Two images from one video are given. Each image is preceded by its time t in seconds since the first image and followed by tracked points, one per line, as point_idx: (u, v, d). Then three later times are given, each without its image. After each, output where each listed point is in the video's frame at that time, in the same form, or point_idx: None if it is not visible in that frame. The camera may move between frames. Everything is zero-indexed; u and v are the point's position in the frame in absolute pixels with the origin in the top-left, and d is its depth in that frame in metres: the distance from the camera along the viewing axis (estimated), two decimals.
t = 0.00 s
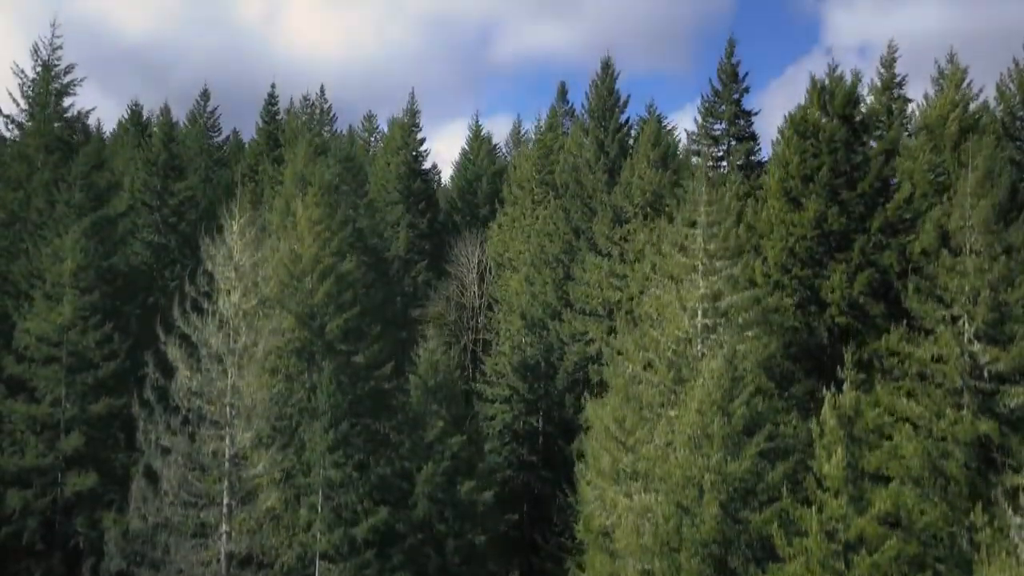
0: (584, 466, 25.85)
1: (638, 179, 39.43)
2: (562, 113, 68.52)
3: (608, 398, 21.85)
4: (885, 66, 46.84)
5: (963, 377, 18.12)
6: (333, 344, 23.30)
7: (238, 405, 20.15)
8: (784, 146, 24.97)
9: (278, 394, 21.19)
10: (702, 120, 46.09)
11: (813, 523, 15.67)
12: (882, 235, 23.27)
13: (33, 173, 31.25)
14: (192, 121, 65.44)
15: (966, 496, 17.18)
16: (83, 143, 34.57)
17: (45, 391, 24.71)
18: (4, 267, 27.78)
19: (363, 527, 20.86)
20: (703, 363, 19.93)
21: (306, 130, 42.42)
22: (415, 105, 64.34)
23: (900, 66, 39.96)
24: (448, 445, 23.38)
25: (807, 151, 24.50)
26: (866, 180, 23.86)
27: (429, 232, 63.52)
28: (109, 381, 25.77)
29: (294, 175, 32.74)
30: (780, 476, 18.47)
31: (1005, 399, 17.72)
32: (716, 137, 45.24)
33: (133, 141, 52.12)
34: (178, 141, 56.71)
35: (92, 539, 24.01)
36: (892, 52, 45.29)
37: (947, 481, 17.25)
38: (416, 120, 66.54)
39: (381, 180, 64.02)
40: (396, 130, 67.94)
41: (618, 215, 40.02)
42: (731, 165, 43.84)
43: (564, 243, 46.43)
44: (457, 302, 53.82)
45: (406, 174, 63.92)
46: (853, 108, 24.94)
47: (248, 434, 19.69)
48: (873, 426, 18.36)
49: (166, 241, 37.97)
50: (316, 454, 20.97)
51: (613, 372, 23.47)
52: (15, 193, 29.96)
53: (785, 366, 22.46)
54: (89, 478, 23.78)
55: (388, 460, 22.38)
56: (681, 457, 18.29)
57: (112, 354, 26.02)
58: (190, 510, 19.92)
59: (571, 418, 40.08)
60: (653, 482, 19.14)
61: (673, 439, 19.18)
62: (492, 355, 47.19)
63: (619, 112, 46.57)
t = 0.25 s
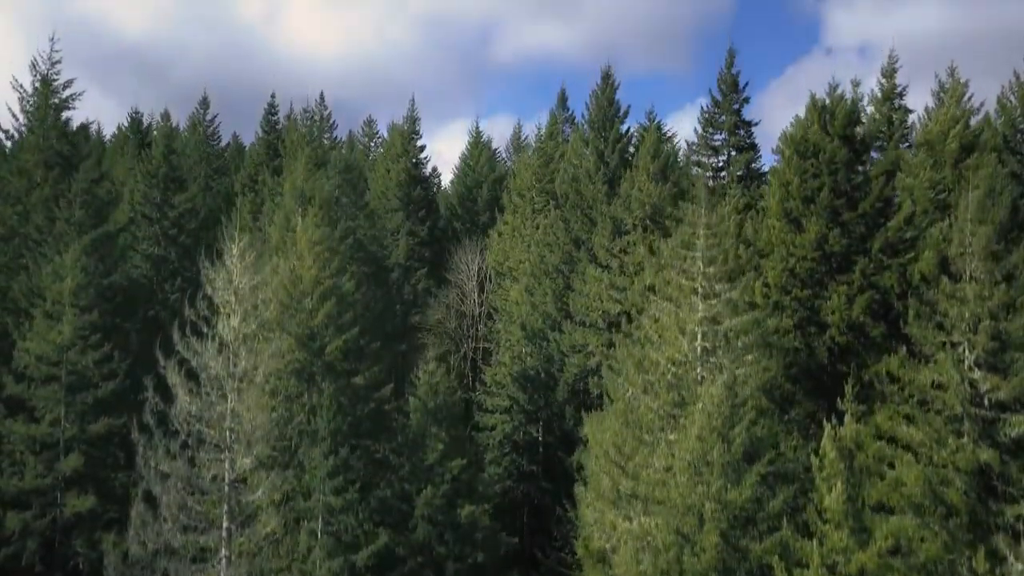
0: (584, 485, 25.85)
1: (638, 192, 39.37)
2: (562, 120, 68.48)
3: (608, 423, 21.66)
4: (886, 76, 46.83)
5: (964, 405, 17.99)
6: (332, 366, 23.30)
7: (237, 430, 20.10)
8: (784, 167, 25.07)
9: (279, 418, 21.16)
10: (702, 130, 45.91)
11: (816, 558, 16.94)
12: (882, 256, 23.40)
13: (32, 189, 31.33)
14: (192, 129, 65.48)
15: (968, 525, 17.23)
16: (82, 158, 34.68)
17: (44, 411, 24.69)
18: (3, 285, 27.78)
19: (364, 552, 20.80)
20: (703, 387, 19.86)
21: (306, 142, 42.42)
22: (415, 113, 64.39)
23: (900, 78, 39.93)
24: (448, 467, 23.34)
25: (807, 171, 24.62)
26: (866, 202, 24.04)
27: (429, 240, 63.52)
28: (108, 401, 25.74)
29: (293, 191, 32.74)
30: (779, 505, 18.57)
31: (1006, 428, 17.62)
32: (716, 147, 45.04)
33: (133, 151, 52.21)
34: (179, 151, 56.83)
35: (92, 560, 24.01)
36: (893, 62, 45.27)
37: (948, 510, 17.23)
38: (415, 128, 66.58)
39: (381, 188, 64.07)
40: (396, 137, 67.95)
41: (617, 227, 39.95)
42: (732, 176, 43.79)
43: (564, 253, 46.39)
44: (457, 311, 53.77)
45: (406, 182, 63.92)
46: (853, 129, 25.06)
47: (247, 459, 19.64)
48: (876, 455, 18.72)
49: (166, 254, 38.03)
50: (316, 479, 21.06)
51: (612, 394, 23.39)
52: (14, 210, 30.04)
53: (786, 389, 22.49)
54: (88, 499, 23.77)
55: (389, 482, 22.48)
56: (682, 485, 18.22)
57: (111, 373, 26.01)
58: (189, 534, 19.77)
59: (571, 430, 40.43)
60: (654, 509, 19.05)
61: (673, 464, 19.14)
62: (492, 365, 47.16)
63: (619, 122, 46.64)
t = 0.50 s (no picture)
0: (583, 506, 25.84)
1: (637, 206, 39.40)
2: (562, 127, 68.49)
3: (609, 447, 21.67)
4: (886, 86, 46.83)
5: (964, 434, 17.91)
6: (332, 389, 23.27)
7: (237, 457, 20.06)
8: (785, 188, 25.13)
9: (278, 444, 21.14)
10: (702, 141, 45.84)
11: None
12: (882, 278, 23.50)
13: (32, 205, 31.37)
14: (192, 137, 65.52)
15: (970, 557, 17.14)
16: (82, 173, 34.74)
17: (44, 433, 24.68)
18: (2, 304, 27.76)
19: None
20: (703, 413, 19.84)
21: (305, 155, 42.43)
22: (415, 121, 64.42)
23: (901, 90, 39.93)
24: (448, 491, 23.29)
25: (808, 192, 24.65)
26: (867, 223, 24.12)
27: (429, 248, 63.51)
28: (108, 421, 25.72)
29: (293, 207, 32.74)
30: (780, 535, 18.57)
31: (1007, 458, 17.54)
32: (716, 158, 44.95)
33: (132, 162, 52.27)
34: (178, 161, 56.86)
35: None
36: (893, 73, 45.25)
37: (948, 542, 17.18)
38: (415, 136, 66.63)
39: (381, 196, 64.11)
40: (396, 144, 67.98)
41: (617, 239, 39.97)
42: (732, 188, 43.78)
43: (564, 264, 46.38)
44: (457, 320, 53.78)
45: (406, 190, 63.94)
46: (854, 150, 25.14)
47: (247, 486, 19.61)
48: (874, 482, 18.67)
49: (166, 268, 38.06)
50: (316, 506, 21.07)
51: (613, 417, 23.38)
52: (13, 227, 30.10)
53: (786, 412, 22.50)
54: (87, 522, 23.75)
55: (388, 506, 22.64)
56: (682, 515, 18.19)
57: (110, 394, 25.99)
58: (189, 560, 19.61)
59: (572, 441, 40.43)
60: (654, 536, 19.03)
61: (673, 491, 19.13)
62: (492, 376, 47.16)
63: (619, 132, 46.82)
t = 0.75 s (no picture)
0: (583, 527, 25.82)
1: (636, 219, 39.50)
2: (562, 134, 68.52)
3: (609, 470, 21.64)
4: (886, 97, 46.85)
5: (966, 463, 17.87)
6: (332, 412, 23.29)
7: (237, 483, 20.01)
8: (785, 209, 25.18)
9: (278, 469, 21.10)
10: (702, 152, 45.84)
11: None
12: (882, 300, 23.54)
13: (31, 221, 31.39)
14: (192, 145, 65.54)
15: None
16: (81, 188, 34.76)
17: (43, 454, 24.64)
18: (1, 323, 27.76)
19: None
20: (704, 439, 19.82)
21: (305, 167, 42.44)
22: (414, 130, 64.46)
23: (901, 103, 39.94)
24: (448, 515, 23.20)
25: (809, 214, 24.67)
26: (867, 245, 24.17)
27: (429, 257, 63.49)
28: (107, 442, 25.67)
29: (293, 223, 32.75)
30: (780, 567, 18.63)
31: (1009, 488, 17.48)
32: (716, 169, 44.94)
33: (132, 173, 52.28)
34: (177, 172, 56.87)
35: None
36: (893, 84, 45.27)
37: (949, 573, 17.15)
38: (415, 144, 66.65)
39: (381, 205, 64.13)
40: (395, 152, 68.00)
41: (616, 252, 39.98)
42: (732, 199, 43.85)
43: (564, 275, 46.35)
44: (457, 329, 53.76)
45: (406, 198, 63.98)
46: (854, 171, 25.24)
47: (246, 514, 19.56)
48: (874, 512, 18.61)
49: (165, 282, 38.06)
50: (316, 533, 21.07)
51: (613, 440, 23.36)
52: (12, 244, 30.15)
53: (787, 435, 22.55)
54: (87, 545, 23.69)
55: (388, 529, 22.85)
56: (682, 544, 18.17)
57: (110, 414, 25.95)
58: None
59: (572, 453, 40.42)
60: (654, 564, 18.99)
61: (673, 517, 19.14)
62: (493, 386, 47.13)
63: (619, 143, 47.07)
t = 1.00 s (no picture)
0: (584, 550, 25.79)
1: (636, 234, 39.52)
2: (562, 143, 68.51)
3: (608, 498, 21.63)
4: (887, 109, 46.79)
5: (967, 497, 17.82)
6: (333, 437, 23.27)
7: (236, 513, 19.98)
8: (784, 233, 25.24)
9: (277, 497, 21.08)
10: (703, 165, 45.81)
11: None
12: (882, 325, 23.53)
13: (31, 240, 31.43)
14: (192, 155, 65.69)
15: None
16: (80, 206, 34.83)
17: (42, 478, 24.65)
18: None
19: None
20: (703, 469, 19.82)
21: (305, 181, 42.47)
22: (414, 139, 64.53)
23: (901, 117, 39.89)
24: (448, 542, 23.13)
25: (808, 238, 24.71)
26: (867, 270, 24.20)
27: (428, 266, 63.51)
28: (106, 465, 25.67)
29: (292, 241, 32.77)
30: None
31: (1009, 522, 17.44)
32: (716, 182, 44.91)
33: (132, 185, 52.36)
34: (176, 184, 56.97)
35: None
36: (893, 97, 45.23)
37: None
38: (415, 153, 66.69)
39: (381, 214, 64.16)
40: (396, 161, 68.05)
41: (616, 266, 40.02)
42: (732, 213, 43.85)
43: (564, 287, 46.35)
44: (457, 339, 53.75)
45: (406, 207, 64.01)
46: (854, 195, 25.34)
47: (245, 544, 19.50)
48: (873, 544, 18.66)
49: (164, 298, 38.07)
50: (314, 564, 20.68)
51: (612, 465, 23.36)
52: (10, 264, 30.21)
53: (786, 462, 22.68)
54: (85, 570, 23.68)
55: (388, 555, 22.94)
56: None
57: (109, 437, 25.96)
58: None
59: (572, 467, 40.34)
60: None
61: (672, 548, 19.12)
62: (493, 398, 47.09)
63: (619, 156, 47.22)
